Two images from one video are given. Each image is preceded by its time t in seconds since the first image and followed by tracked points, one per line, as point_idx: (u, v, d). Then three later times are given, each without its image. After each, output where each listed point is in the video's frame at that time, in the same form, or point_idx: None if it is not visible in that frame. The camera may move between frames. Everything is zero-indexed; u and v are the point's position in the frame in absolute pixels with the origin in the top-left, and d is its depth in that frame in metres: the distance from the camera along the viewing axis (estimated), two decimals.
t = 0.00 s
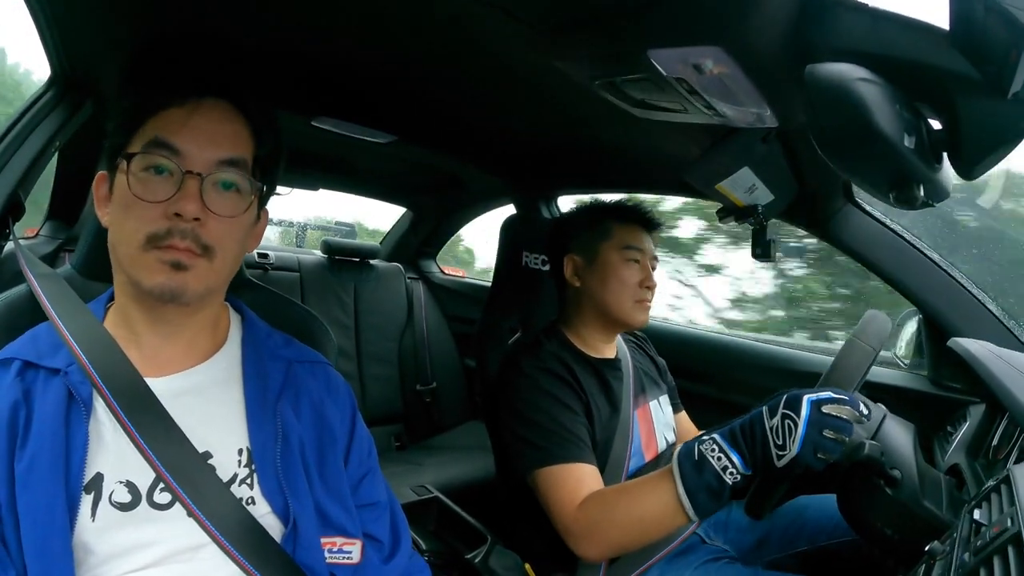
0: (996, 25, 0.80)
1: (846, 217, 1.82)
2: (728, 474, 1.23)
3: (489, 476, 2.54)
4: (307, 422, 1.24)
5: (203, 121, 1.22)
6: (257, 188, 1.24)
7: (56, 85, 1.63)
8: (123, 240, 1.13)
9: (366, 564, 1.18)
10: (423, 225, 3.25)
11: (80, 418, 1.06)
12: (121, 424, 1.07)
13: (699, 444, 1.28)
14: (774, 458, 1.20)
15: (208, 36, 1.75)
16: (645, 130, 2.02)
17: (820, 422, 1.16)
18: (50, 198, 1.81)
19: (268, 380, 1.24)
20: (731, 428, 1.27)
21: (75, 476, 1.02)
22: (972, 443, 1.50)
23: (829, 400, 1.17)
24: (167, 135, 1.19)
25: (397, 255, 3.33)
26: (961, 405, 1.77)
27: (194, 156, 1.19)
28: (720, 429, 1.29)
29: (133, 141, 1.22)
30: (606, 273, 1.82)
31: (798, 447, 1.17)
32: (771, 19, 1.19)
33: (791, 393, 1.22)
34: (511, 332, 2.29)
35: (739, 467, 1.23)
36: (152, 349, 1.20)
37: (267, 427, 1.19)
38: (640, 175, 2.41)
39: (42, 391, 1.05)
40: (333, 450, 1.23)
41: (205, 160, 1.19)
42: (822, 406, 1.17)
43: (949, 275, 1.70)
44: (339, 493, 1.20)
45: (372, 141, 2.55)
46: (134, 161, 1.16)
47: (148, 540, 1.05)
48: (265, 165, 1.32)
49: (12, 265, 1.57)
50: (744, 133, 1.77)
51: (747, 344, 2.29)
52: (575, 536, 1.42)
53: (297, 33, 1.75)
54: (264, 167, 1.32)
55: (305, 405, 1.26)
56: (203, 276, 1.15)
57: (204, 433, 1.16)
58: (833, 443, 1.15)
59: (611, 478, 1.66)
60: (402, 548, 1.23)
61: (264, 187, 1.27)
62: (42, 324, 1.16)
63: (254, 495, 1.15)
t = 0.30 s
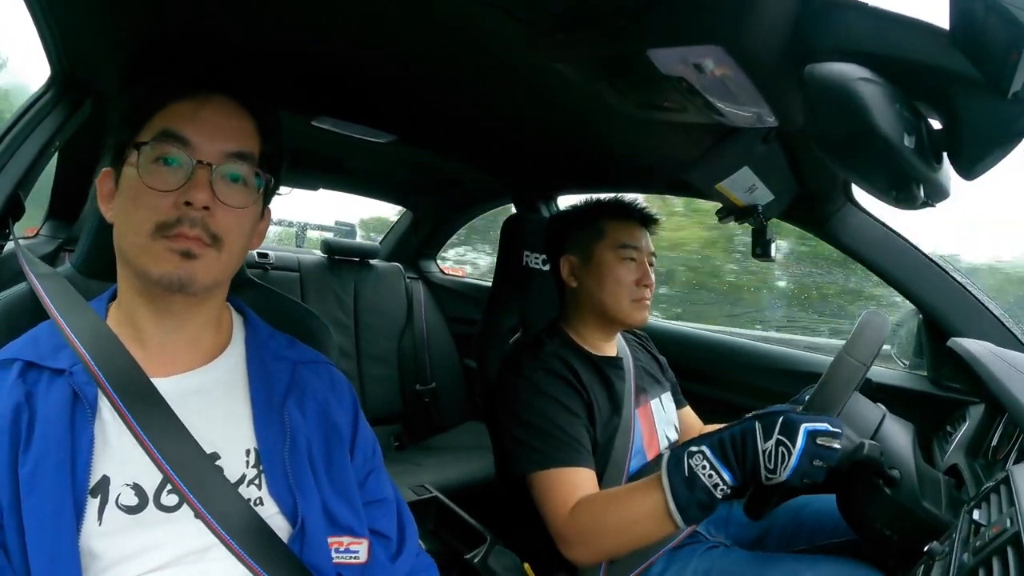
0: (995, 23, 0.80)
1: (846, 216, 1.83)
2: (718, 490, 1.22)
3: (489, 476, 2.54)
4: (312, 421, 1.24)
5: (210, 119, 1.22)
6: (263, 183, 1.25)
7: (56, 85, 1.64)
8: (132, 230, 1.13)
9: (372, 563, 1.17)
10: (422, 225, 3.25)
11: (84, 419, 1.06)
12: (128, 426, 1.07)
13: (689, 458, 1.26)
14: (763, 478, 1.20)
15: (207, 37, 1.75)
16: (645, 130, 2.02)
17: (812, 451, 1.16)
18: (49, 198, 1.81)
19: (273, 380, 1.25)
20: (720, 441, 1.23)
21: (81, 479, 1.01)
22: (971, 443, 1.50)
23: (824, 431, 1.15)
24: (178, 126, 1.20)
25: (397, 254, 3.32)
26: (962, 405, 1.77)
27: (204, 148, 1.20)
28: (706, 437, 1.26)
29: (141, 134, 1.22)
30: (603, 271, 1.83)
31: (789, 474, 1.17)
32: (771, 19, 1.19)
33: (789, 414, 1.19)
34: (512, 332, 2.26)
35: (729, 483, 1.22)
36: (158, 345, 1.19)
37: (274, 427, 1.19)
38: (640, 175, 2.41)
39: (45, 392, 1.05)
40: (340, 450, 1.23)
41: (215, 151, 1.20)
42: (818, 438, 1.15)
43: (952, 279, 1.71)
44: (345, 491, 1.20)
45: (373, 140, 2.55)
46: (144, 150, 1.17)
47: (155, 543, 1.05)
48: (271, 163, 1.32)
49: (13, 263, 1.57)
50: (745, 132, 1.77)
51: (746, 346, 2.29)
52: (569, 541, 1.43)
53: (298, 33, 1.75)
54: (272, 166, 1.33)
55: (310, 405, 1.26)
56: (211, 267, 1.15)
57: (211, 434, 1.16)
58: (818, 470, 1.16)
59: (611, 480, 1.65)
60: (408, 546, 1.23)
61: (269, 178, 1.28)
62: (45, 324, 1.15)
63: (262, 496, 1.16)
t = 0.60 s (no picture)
0: (994, 28, 0.78)
1: (844, 221, 1.84)
2: (704, 513, 1.26)
3: (484, 475, 2.54)
4: (327, 421, 1.25)
5: (229, 110, 1.23)
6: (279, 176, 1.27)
7: (55, 80, 1.61)
8: (151, 225, 1.14)
9: (390, 560, 1.20)
10: (420, 223, 3.25)
11: (101, 415, 1.05)
12: (144, 423, 1.08)
13: (675, 483, 1.29)
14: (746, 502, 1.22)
15: (208, 35, 1.74)
16: (643, 131, 2.02)
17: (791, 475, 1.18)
18: (49, 192, 1.81)
19: (288, 381, 1.27)
20: (706, 466, 1.26)
21: (101, 476, 1.00)
22: (965, 448, 1.50)
23: (802, 457, 1.17)
24: (195, 118, 1.21)
25: (395, 252, 3.32)
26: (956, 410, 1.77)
27: (222, 140, 1.21)
28: (694, 462, 1.29)
29: (156, 122, 1.23)
30: (589, 273, 1.84)
31: (770, 499, 1.19)
32: (770, 24, 1.18)
33: (766, 441, 1.21)
34: (511, 331, 2.23)
35: (714, 507, 1.25)
36: (175, 344, 1.21)
37: (292, 429, 1.20)
38: (638, 176, 2.41)
39: (61, 389, 1.04)
40: (355, 450, 1.24)
41: (234, 144, 1.21)
42: (796, 464, 1.17)
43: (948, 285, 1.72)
44: (362, 490, 1.21)
45: (371, 138, 2.54)
46: (159, 144, 1.17)
47: (176, 542, 1.03)
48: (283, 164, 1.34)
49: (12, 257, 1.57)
50: (744, 135, 1.77)
51: (742, 347, 2.29)
52: (552, 548, 1.46)
53: (299, 31, 1.75)
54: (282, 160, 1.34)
55: (325, 406, 1.27)
56: (232, 260, 1.16)
57: (230, 432, 1.16)
58: (801, 489, 1.19)
59: (609, 483, 1.64)
60: (424, 543, 1.25)
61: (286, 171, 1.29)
62: (54, 319, 1.14)
63: (279, 495, 1.16)
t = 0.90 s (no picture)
0: (993, 27, 0.78)
1: (845, 219, 1.84)
2: (700, 520, 1.27)
3: (485, 473, 2.54)
4: (331, 427, 1.25)
5: (223, 97, 1.24)
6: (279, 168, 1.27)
7: (56, 78, 1.62)
8: (142, 228, 1.14)
9: (396, 568, 1.19)
10: (420, 222, 3.25)
11: (96, 419, 1.05)
12: (143, 429, 1.07)
13: (673, 491, 1.30)
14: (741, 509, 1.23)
15: (206, 35, 1.74)
16: (643, 130, 2.02)
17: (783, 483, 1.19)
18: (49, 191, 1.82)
19: (291, 387, 1.26)
20: (701, 475, 1.27)
21: (99, 483, 1.00)
22: (965, 446, 1.50)
23: (793, 467, 1.18)
24: (183, 113, 1.21)
25: (395, 251, 3.33)
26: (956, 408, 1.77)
27: (210, 134, 1.20)
28: (690, 470, 1.30)
29: (146, 119, 1.24)
30: (587, 275, 1.84)
31: (764, 508, 1.20)
32: (768, 23, 1.19)
33: (756, 453, 1.21)
34: (511, 329, 2.24)
35: (709, 514, 1.26)
36: (174, 349, 1.21)
37: (294, 438, 1.20)
38: (638, 175, 2.41)
39: (58, 395, 1.03)
40: (360, 457, 1.24)
41: (224, 137, 1.21)
42: (786, 474, 1.18)
43: (948, 283, 1.72)
44: (366, 497, 1.21)
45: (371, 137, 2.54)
46: (146, 140, 1.17)
47: (178, 549, 1.04)
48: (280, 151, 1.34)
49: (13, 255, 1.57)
50: (743, 134, 1.77)
51: (743, 343, 2.30)
52: (548, 551, 1.46)
53: (298, 30, 1.75)
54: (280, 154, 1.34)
55: (329, 411, 1.27)
56: (228, 264, 1.16)
57: (232, 439, 1.17)
58: (793, 497, 1.20)
59: (611, 482, 1.65)
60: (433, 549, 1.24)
61: (283, 162, 1.29)
62: (48, 321, 1.14)
63: (281, 503, 1.16)
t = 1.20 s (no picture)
0: (993, 27, 0.79)
1: (845, 218, 1.83)
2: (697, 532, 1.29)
3: (487, 475, 2.54)
4: (332, 426, 1.25)
5: (210, 103, 1.24)
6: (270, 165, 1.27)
7: (55, 83, 1.65)
8: (142, 229, 1.14)
9: (395, 564, 1.19)
10: (421, 223, 3.25)
11: (104, 423, 1.05)
12: (150, 432, 1.08)
13: (670, 503, 1.32)
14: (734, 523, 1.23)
15: (206, 37, 1.73)
16: (643, 130, 2.01)
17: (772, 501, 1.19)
18: (50, 195, 1.82)
19: (294, 386, 1.26)
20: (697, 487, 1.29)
21: (107, 485, 1.01)
22: (968, 444, 1.50)
23: (780, 490, 1.17)
24: (181, 114, 1.21)
25: (396, 253, 3.32)
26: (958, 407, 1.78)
27: (206, 134, 1.21)
28: (689, 483, 1.31)
29: (141, 122, 1.24)
30: (585, 281, 1.84)
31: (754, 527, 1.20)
32: (768, 22, 1.18)
33: (744, 475, 1.20)
34: (512, 331, 2.25)
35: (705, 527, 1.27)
36: (177, 348, 1.22)
37: (297, 436, 1.20)
38: (638, 175, 2.41)
39: (65, 399, 1.03)
40: (362, 454, 1.24)
41: (218, 136, 1.22)
42: (773, 496, 1.17)
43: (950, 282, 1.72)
44: (367, 492, 1.21)
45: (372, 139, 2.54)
46: (142, 142, 1.18)
47: (186, 548, 1.04)
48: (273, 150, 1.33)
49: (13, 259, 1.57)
50: (744, 133, 1.77)
51: (745, 347, 2.29)
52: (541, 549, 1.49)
53: (298, 32, 1.75)
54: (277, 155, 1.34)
55: (331, 410, 1.27)
56: (228, 259, 1.17)
57: (235, 437, 1.17)
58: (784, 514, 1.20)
59: (613, 481, 1.65)
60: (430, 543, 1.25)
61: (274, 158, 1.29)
62: (54, 327, 1.14)
63: (287, 500, 1.16)
